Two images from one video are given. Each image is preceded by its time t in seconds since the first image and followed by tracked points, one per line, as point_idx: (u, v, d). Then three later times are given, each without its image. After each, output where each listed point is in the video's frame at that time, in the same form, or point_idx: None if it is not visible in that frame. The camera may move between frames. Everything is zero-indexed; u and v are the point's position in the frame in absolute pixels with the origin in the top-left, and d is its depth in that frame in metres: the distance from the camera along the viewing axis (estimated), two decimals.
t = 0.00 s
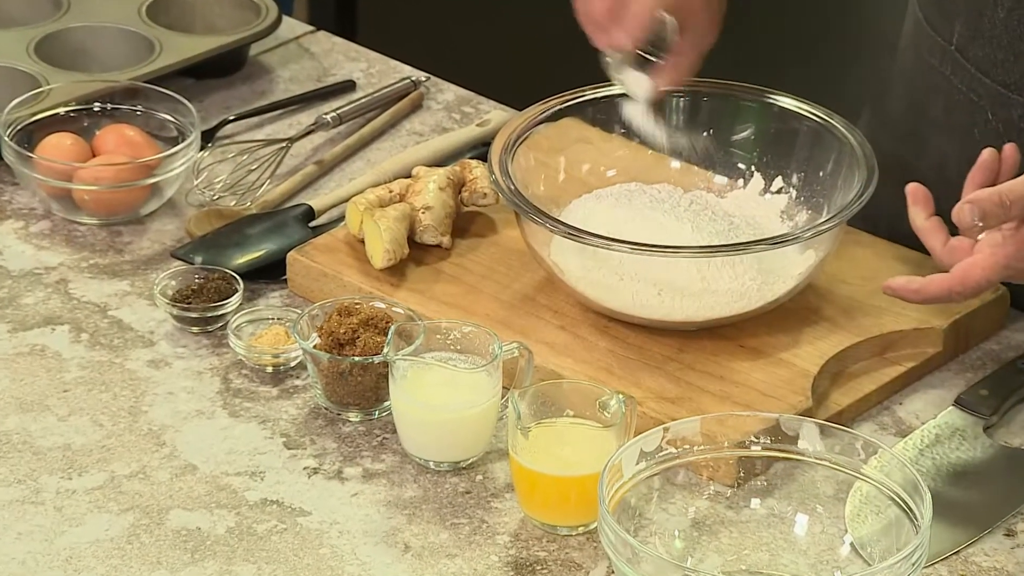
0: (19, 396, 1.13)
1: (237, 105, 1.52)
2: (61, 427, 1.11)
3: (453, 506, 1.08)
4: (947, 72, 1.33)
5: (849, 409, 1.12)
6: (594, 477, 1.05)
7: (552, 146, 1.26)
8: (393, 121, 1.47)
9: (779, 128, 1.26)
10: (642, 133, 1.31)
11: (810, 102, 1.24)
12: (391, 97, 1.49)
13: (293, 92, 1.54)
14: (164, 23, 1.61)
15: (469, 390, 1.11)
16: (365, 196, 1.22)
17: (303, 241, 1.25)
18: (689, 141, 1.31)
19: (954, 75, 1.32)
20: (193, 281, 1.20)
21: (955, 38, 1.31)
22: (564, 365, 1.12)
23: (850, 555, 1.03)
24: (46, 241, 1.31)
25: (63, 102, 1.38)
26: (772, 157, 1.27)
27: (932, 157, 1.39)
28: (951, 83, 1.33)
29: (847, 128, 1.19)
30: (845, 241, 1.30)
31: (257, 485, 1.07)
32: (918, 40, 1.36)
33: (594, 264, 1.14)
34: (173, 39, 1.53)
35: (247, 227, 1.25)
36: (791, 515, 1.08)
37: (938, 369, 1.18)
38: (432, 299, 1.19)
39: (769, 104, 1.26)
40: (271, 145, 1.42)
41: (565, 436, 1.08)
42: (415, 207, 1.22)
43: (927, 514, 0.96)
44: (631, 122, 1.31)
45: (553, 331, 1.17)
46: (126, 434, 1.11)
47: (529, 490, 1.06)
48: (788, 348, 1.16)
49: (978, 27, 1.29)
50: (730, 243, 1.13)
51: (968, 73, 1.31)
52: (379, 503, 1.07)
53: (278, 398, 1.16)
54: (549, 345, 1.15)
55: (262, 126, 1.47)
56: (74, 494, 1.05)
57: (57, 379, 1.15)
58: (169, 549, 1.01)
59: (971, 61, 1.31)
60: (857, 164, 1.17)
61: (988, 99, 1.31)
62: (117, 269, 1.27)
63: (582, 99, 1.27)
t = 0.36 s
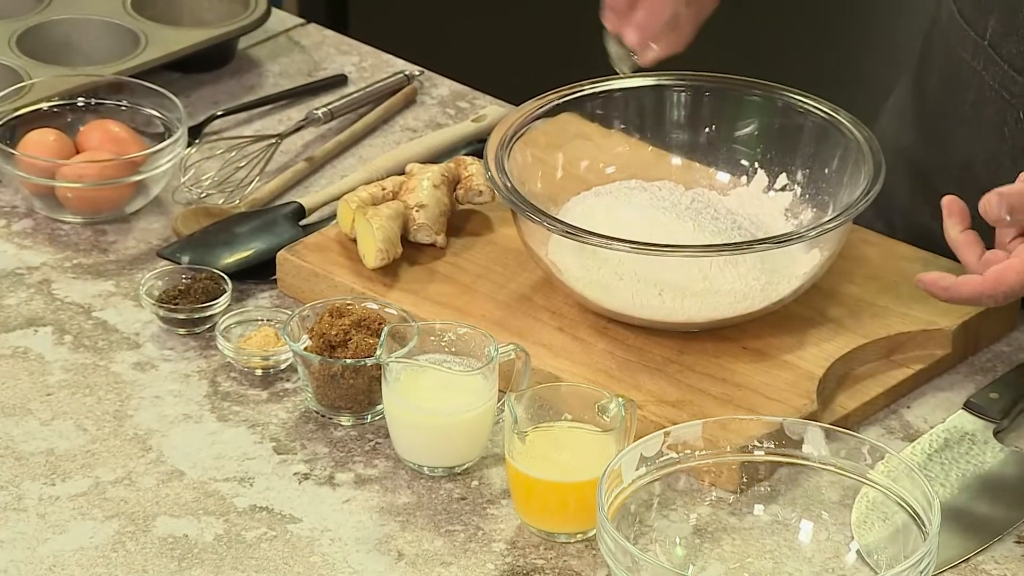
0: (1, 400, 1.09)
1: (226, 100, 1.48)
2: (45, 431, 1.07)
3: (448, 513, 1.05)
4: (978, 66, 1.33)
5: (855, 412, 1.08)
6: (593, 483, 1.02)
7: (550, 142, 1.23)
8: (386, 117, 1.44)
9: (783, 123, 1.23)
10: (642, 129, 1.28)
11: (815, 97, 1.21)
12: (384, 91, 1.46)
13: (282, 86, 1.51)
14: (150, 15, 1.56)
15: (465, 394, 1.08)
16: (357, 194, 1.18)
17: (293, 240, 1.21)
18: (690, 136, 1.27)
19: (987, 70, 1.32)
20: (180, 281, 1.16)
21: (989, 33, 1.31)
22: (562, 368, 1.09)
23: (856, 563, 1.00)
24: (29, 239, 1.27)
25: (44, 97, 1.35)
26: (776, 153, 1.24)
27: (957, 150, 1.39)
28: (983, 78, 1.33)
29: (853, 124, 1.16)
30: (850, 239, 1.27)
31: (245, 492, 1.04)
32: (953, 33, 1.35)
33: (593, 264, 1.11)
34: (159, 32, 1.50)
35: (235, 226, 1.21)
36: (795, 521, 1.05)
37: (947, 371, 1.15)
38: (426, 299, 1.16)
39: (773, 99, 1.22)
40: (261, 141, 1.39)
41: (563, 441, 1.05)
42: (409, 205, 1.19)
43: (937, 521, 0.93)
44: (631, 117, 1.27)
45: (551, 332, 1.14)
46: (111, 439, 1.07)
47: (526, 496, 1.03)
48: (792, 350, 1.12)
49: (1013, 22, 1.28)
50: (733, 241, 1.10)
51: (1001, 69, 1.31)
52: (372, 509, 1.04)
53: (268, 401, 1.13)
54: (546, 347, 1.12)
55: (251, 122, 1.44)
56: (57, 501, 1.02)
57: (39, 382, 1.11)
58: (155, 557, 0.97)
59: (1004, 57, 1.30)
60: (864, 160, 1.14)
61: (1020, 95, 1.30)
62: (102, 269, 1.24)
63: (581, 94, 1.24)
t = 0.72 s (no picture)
0: None
1: (210, 94, 1.45)
2: (24, 436, 1.04)
3: (439, 520, 1.02)
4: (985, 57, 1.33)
5: (859, 416, 1.05)
6: (590, 490, 0.99)
7: (545, 137, 1.20)
8: (377, 111, 1.40)
9: (785, 118, 1.20)
10: (640, 124, 1.24)
11: (818, 91, 1.17)
12: (375, 85, 1.42)
13: (269, 80, 1.48)
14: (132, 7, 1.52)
15: (457, 397, 1.05)
16: (346, 191, 1.14)
17: (280, 239, 1.18)
18: (689, 132, 1.24)
19: (994, 61, 1.32)
20: (163, 281, 1.12)
21: (995, 23, 1.31)
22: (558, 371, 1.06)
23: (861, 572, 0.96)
24: (9, 238, 1.24)
25: (22, 93, 1.32)
26: (778, 149, 1.21)
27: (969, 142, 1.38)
28: (990, 70, 1.33)
29: (857, 118, 1.12)
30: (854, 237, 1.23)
31: (231, 498, 1.01)
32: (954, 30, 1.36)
33: (589, 263, 1.08)
34: (141, 25, 1.47)
35: (220, 223, 1.17)
36: (798, 529, 1.01)
37: (955, 373, 1.11)
38: (417, 299, 1.12)
39: (775, 93, 1.19)
40: (247, 137, 1.35)
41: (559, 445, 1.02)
42: (399, 203, 1.15)
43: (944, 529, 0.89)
44: (629, 112, 1.24)
45: (545, 334, 1.10)
46: (92, 444, 1.04)
47: (521, 502, 0.99)
48: (795, 352, 1.09)
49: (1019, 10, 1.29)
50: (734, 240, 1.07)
51: (1008, 59, 1.31)
52: (361, 516, 1.01)
53: (254, 405, 1.09)
54: (541, 349, 1.09)
55: (237, 117, 1.40)
56: (36, 508, 0.98)
57: (18, 386, 1.08)
58: (138, 566, 0.94)
59: (1012, 48, 1.30)
60: (868, 156, 1.10)
61: None
62: (83, 268, 1.20)
63: (577, 87, 1.20)
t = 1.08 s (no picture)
0: None
1: (194, 88, 1.42)
2: (2, 441, 1.01)
3: (430, 528, 0.99)
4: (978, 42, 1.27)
5: (862, 419, 1.02)
6: (585, 496, 0.96)
7: (537, 134, 1.17)
8: (365, 106, 1.37)
9: (786, 112, 1.16)
10: (637, 119, 1.21)
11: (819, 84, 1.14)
12: (363, 79, 1.39)
13: (253, 74, 1.44)
14: None
15: (448, 400, 1.01)
16: (333, 188, 1.11)
17: (265, 238, 1.14)
18: (687, 127, 1.21)
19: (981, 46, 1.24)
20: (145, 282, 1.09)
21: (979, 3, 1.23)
22: (553, 373, 1.03)
23: None
24: None
25: None
26: (778, 144, 1.17)
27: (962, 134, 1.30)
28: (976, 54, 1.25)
29: (860, 113, 1.09)
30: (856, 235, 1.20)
31: (215, 505, 0.98)
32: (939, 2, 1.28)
33: (585, 263, 1.04)
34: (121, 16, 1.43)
35: (203, 222, 1.14)
36: (799, 535, 0.98)
37: (961, 376, 1.08)
38: (406, 300, 1.09)
39: (775, 87, 1.16)
40: (231, 132, 1.32)
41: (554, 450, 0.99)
42: (388, 200, 1.11)
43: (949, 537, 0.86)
44: (625, 107, 1.21)
45: (539, 335, 1.07)
46: (72, 449, 1.01)
47: (514, 508, 0.96)
48: (796, 353, 1.06)
49: None
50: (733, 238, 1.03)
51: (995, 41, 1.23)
52: (350, 523, 0.98)
53: (238, 409, 1.06)
54: (535, 351, 1.05)
55: (221, 112, 1.37)
56: (14, 516, 0.95)
57: None
58: None
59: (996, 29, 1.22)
60: (871, 152, 1.07)
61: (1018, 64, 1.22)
62: (62, 268, 1.17)
63: (572, 81, 1.17)
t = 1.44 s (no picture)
0: None
1: (175, 82, 1.38)
2: None
3: (418, 535, 0.95)
4: (958, 44, 1.15)
5: (862, 423, 0.99)
6: (578, 502, 0.93)
7: (529, 129, 1.14)
8: (350, 100, 1.34)
9: (785, 107, 1.13)
10: (631, 114, 1.18)
11: (819, 78, 1.11)
12: (349, 72, 1.36)
13: (236, 68, 1.41)
14: None
15: (437, 404, 0.98)
16: (318, 187, 1.07)
17: (248, 236, 1.11)
18: (683, 122, 1.18)
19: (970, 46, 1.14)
20: (124, 282, 1.06)
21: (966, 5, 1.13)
22: (545, 376, 1.00)
23: None
24: None
25: None
26: (777, 140, 1.14)
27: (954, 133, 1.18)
28: (965, 54, 1.15)
29: (861, 108, 1.06)
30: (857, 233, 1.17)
31: (196, 512, 0.95)
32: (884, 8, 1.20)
33: (577, 261, 1.01)
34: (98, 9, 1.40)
35: (185, 220, 1.11)
36: (798, 543, 0.95)
37: (964, 378, 1.05)
38: (394, 300, 1.06)
39: (774, 81, 1.13)
40: (213, 128, 1.29)
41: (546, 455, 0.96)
42: (375, 198, 1.08)
43: (950, 543, 0.83)
44: (620, 101, 1.18)
45: (529, 336, 1.04)
46: (49, 455, 0.98)
47: (505, 515, 0.93)
48: (794, 355, 1.03)
49: None
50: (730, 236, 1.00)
51: (986, 41, 1.13)
52: (335, 531, 0.95)
53: (221, 413, 1.03)
54: (526, 353, 1.02)
55: (203, 107, 1.34)
56: None
57: None
58: None
59: (988, 29, 1.12)
60: (872, 148, 1.04)
61: (1014, 65, 1.12)
62: (38, 268, 1.14)
63: (565, 75, 1.14)
